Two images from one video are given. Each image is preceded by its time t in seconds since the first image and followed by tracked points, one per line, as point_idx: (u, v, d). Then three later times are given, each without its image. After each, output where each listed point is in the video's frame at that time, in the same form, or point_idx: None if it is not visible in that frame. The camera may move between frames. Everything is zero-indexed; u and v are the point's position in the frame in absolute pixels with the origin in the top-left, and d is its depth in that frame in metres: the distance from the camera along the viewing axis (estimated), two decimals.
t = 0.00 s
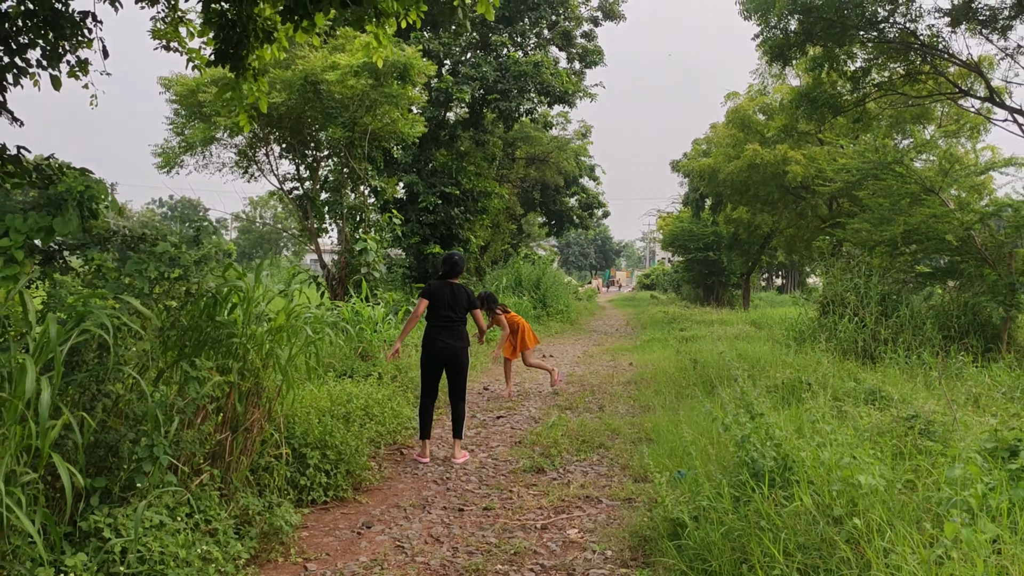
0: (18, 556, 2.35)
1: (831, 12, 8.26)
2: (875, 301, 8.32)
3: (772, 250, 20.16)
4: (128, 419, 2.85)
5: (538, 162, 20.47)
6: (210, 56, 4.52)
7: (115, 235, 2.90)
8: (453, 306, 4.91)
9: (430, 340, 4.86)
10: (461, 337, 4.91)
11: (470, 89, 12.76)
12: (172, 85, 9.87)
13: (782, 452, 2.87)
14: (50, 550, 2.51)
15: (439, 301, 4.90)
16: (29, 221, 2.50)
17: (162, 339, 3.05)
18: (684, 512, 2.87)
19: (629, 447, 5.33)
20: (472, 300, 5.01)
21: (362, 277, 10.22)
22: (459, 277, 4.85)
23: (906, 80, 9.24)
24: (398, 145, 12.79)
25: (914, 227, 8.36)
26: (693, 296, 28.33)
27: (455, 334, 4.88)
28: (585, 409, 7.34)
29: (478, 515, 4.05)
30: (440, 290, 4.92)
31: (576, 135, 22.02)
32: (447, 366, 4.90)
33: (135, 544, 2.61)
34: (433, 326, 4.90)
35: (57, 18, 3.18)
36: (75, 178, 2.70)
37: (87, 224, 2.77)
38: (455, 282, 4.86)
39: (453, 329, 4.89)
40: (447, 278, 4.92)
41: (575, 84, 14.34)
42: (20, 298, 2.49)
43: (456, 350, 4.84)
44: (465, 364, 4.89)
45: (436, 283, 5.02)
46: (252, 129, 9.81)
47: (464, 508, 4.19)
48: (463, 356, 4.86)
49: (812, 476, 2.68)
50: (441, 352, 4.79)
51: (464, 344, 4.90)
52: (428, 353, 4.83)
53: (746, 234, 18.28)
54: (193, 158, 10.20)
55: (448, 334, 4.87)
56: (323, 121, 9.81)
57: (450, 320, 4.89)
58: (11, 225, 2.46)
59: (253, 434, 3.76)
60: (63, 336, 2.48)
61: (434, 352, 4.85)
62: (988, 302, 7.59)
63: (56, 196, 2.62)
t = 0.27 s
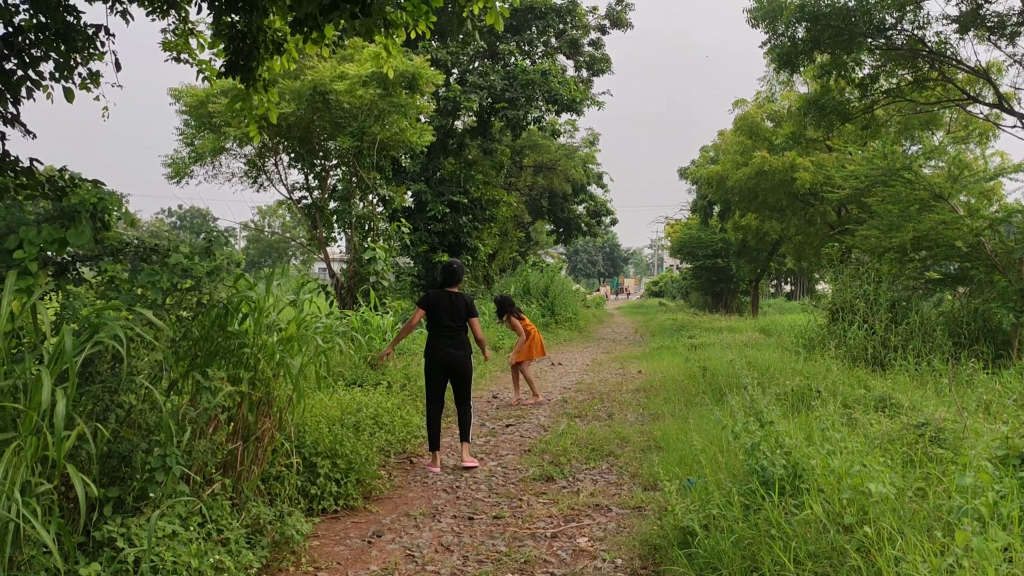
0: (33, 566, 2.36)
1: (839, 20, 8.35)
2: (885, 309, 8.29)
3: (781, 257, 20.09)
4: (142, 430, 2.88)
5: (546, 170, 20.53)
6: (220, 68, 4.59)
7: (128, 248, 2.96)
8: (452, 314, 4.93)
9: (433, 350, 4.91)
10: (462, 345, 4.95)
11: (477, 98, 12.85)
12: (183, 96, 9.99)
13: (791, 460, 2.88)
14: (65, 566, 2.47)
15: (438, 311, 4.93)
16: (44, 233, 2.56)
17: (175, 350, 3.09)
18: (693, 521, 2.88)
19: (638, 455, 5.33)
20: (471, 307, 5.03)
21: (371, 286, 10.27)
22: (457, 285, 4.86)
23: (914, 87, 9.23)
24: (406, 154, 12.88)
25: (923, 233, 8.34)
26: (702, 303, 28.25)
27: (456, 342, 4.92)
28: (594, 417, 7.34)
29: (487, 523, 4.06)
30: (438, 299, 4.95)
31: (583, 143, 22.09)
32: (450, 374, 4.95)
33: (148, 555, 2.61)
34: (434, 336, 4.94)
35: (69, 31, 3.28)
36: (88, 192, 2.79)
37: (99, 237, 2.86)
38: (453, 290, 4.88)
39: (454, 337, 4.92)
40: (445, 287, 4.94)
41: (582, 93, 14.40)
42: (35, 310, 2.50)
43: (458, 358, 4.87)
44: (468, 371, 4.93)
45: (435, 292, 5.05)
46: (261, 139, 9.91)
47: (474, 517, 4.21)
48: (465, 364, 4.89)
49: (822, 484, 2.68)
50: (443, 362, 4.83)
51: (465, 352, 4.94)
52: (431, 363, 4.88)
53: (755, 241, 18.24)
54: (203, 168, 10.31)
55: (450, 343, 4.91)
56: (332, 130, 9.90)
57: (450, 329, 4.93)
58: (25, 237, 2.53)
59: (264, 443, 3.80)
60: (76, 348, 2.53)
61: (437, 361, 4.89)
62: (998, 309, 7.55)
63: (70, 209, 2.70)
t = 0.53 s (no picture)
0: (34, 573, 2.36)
1: (849, 25, 8.33)
2: (898, 316, 8.17)
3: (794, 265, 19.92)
4: (147, 436, 2.89)
5: (557, 178, 20.53)
6: (231, 79, 4.66)
7: (136, 257, 2.99)
8: (451, 320, 4.94)
9: (434, 357, 4.93)
10: (462, 351, 4.94)
11: (488, 106, 12.91)
12: (196, 107, 10.12)
13: (795, 468, 2.85)
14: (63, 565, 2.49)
15: (437, 318, 4.95)
16: (52, 242, 2.61)
17: (181, 358, 3.11)
18: (694, 529, 2.86)
19: (644, 463, 5.29)
20: (470, 313, 5.01)
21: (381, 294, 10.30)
22: (453, 291, 4.88)
23: (925, 93, 9.15)
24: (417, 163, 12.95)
25: (937, 239, 8.27)
26: (715, 311, 28.07)
27: (455, 348, 4.92)
28: (601, 425, 7.30)
29: (491, 531, 4.04)
30: (437, 307, 4.98)
31: (595, 151, 22.10)
32: (452, 380, 4.95)
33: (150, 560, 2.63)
34: (435, 343, 4.97)
35: (84, 44, 3.36)
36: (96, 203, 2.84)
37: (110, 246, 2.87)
38: (450, 296, 4.89)
39: (453, 344, 4.93)
40: (442, 293, 4.96)
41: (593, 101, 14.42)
42: (42, 318, 2.50)
43: (458, 363, 4.87)
44: (471, 376, 4.92)
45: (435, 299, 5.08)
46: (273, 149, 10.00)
47: (477, 525, 4.19)
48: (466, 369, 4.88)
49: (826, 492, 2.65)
50: (443, 368, 4.84)
51: (464, 358, 4.93)
52: (433, 370, 4.90)
53: (767, 249, 18.11)
54: (216, 178, 10.42)
55: (449, 350, 4.92)
56: (343, 140, 9.97)
57: (449, 335, 4.93)
58: (35, 246, 2.58)
59: (269, 450, 3.81)
60: (81, 356, 2.53)
61: (438, 368, 4.91)
62: (1014, 316, 7.42)
63: (79, 220, 2.76)
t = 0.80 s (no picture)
0: None
1: (857, 31, 8.29)
2: (910, 323, 8.07)
3: (807, 271, 19.74)
4: (149, 443, 2.91)
5: (568, 185, 20.53)
6: (239, 89, 4.72)
7: (141, 266, 3.03)
8: (459, 331, 4.90)
9: (443, 369, 4.92)
10: (469, 364, 4.90)
11: (498, 114, 12.95)
12: (208, 116, 10.24)
13: (796, 477, 2.82)
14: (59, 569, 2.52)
15: (446, 328, 4.93)
16: (58, 252, 2.65)
17: (184, 365, 3.13)
18: (694, 538, 2.84)
19: (649, 471, 5.26)
20: (479, 325, 4.95)
21: (391, 301, 10.33)
22: (461, 303, 4.83)
23: (936, 98, 9.08)
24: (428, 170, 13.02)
25: (950, 246, 8.22)
26: (727, 318, 27.87)
27: (462, 361, 4.89)
28: (608, 432, 7.26)
29: (493, 539, 4.04)
30: (446, 317, 4.95)
31: (606, 157, 22.09)
32: (460, 393, 4.93)
33: (151, 566, 2.64)
34: (444, 354, 4.96)
35: (96, 54, 3.36)
36: (101, 212, 2.91)
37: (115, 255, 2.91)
38: (458, 308, 4.84)
39: (461, 356, 4.90)
40: (452, 304, 4.92)
41: (603, 107, 14.43)
42: (45, 327, 2.53)
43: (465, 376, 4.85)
44: (478, 388, 4.90)
45: (446, 309, 5.05)
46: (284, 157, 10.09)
47: (480, 532, 4.18)
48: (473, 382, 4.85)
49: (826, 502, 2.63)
50: (450, 380, 4.84)
51: (472, 371, 4.89)
52: (441, 381, 4.91)
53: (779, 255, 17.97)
54: (228, 186, 10.53)
55: (457, 362, 4.89)
56: (353, 147, 10.03)
57: (457, 348, 4.90)
58: (40, 256, 2.62)
59: (272, 457, 3.82)
60: (81, 363, 2.53)
61: (446, 380, 4.90)
62: None
63: (84, 228, 2.78)
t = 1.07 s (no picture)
0: None
1: (865, 32, 8.25)
2: (921, 324, 7.98)
3: (818, 272, 19.58)
4: (154, 445, 2.91)
5: (578, 186, 20.49)
6: (247, 92, 4.75)
7: (146, 268, 3.05)
8: (484, 345, 4.82)
9: (464, 382, 4.81)
10: (492, 377, 4.78)
11: (507, 115, 12.95)
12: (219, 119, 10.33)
13: (801, 480, 2.80)
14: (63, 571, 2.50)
15: (470, 340, 4.85)
16: (63, 254, 2.68)
17: (189, 367, 3.14)
18: (698, 540, 2.82)
19: (657, 473, 5.23)
20: (505, 338, 4.87)
21: (400, 302, 10.34)
22: (488, 315, 4.77)
23: (946, 98, 9.02)
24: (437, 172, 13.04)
25: (960, 246, 8.08)
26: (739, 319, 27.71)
27: (485, 374, 4.78)
28: (616, 433, 7.24)
29: (498, 541, 4.03)
30: (471, 329, 4.87)
31: (616, 159, 22.03)
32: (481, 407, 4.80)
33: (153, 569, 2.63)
34: (466, 366, 4.86)
35: (104, 58, 3.41)
36: (106, 214, 2.92)
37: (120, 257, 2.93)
38: (485, 320, 4.77)
39: (484, 369, 4.79)
40: (478, 316, 4.86)
41: (612, 108, 14.40)
42: (49, 330, 2.52)
43: (487, 390, 4.74)
44: (498, 404, 4.79)
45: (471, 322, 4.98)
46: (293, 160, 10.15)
47: (485, 534, 4.18)
48: (494, 397, 4.75)
49: (831, 505, 2.60)
50: (471, 394, 4.73)
51: (494, 385, 4.77)
52: (461, 394, 4.79)
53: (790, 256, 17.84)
54: (238, 188, 10.61)
55: (479, 375, 4.78)
56: (363, 150, 10.06)
57: (480, 360, 4.80)
58: (46, 258, 2.67)
59: (277, 459, 3.83)
60: (85, 365, 2.53)
61: (467, 393, 4.78)
62: None
63: (90, 230, 2.81)
